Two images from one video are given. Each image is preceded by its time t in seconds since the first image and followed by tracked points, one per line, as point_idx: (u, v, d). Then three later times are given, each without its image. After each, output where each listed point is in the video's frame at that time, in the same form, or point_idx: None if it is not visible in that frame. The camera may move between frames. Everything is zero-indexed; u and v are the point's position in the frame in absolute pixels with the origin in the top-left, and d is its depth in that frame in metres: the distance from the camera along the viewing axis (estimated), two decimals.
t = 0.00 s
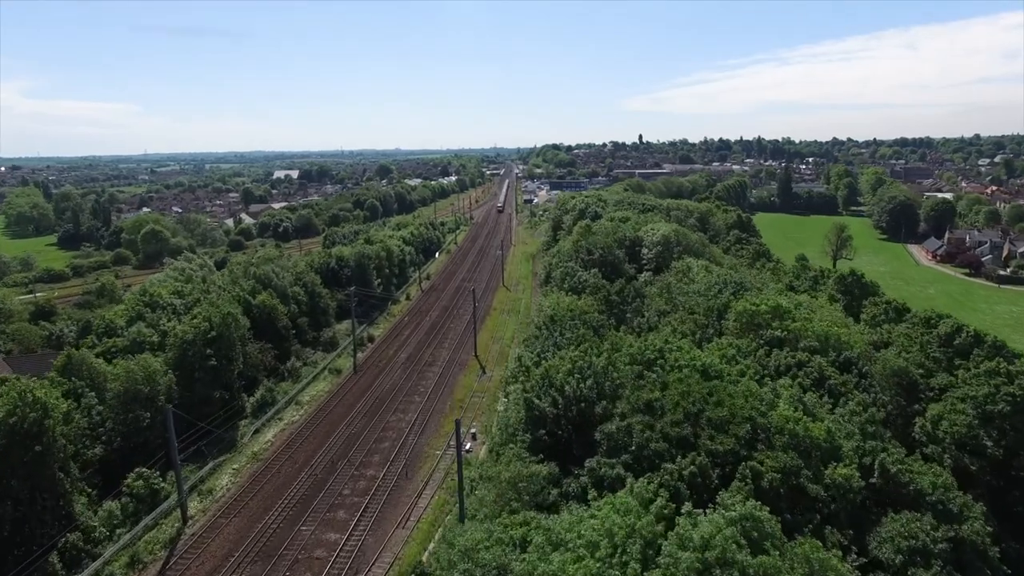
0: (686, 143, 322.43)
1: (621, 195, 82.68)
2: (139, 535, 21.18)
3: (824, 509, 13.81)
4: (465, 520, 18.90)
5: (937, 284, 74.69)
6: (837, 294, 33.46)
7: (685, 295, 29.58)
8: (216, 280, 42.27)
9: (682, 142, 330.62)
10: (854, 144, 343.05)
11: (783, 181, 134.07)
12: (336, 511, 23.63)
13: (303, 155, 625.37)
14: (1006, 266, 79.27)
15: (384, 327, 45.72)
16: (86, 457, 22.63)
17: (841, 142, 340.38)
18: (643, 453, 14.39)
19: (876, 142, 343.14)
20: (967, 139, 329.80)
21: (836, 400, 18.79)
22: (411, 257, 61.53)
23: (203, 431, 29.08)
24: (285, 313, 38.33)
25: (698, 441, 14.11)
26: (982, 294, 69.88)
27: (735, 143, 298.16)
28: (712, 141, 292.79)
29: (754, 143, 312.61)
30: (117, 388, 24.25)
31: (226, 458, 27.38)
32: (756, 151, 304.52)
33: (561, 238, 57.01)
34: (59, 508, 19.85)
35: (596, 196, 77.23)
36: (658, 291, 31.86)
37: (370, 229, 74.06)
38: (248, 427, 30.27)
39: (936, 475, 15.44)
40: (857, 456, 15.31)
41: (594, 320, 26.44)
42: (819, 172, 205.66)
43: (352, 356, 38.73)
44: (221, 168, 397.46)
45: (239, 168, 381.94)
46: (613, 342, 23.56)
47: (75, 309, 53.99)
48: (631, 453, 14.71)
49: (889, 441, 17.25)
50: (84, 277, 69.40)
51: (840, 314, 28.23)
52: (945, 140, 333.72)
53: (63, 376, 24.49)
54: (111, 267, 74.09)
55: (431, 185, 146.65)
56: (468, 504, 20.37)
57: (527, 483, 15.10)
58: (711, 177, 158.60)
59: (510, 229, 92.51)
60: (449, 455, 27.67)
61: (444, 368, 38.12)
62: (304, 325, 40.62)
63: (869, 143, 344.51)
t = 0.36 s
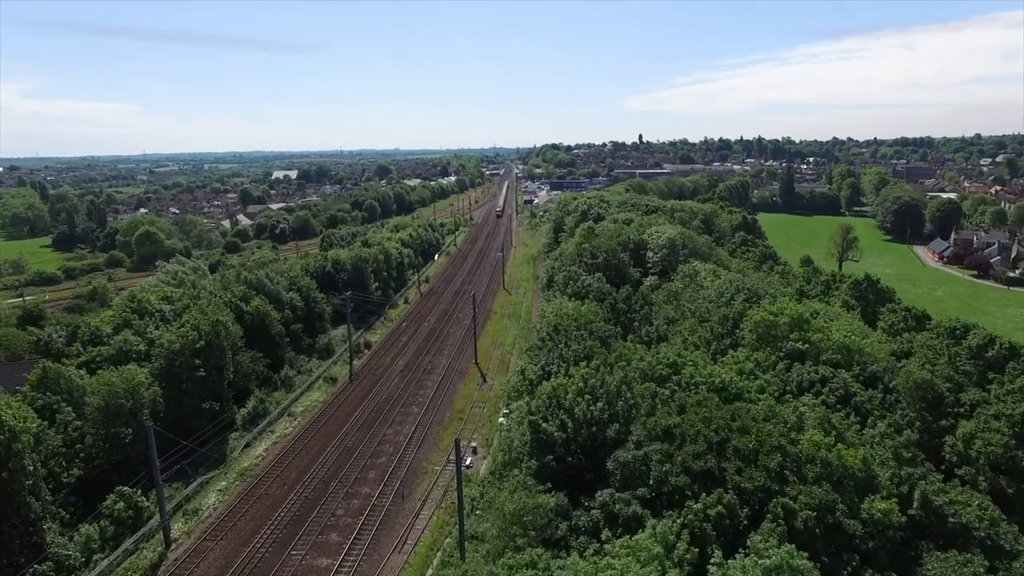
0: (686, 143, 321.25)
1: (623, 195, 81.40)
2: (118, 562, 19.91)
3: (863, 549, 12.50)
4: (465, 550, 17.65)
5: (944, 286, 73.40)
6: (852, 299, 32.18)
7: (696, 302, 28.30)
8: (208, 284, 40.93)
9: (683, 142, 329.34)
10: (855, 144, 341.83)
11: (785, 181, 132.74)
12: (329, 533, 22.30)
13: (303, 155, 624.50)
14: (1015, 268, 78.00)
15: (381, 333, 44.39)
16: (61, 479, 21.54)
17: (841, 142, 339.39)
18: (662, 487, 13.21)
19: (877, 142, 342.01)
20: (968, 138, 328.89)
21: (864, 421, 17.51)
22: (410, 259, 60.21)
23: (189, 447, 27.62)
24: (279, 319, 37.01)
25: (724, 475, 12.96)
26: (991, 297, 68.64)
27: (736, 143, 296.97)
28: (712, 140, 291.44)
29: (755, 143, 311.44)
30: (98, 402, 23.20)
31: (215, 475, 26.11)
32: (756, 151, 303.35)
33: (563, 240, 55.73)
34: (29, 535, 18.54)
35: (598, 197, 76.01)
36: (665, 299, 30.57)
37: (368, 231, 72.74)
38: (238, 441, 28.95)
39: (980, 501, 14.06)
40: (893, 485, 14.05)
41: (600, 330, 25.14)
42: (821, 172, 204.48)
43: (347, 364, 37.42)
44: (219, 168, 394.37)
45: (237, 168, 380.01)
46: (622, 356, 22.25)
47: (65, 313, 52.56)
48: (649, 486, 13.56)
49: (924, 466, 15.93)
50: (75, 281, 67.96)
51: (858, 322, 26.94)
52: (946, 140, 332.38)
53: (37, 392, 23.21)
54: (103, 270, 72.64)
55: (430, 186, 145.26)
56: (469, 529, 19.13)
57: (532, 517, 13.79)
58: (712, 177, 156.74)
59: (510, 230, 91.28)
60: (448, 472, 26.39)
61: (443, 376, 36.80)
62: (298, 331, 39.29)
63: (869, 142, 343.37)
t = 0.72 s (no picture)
0: (686, 143, 320.03)
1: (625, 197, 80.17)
2: None
3: None
4: None
5: (952, 288, 72.11)
6: (867, 305, 30.90)
7: (705, 310, 27.02)
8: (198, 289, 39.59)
9: (682, 142, 328.14)
10: (855, 144, 341.06)
11: (787, 181, 131.42)
12: (318, 558, 20.99)
13: (302, 154, 626.38)
14: None
15: (378, 339, 43.08)
16: (30, 502, 19.94)
17: (841, 142, 338.37)
18: (683, 530, 11.99)
19: (877, 142, 341.02)
20: (968, 138, 327.50)
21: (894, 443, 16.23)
22: (407, 262, 58.86)
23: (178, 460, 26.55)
24: (271, 326, 35.66)
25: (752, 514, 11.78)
26: (1000, 299, 67.38)
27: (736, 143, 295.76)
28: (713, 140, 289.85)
29: (755, 143, 310.32)
30: (75, 417, 22.15)
31: (200, 493, 24.80)
32: (756, 151, 302.20)
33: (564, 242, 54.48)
34: None
35: (599, 198, 74.72)
36: (673, 306, 29.26)
37: (365, 233, 71.44)
38: (226, 455, 27.66)
39: None
40: (936, 521, 12.75)
41: (606, 341, 23.87)
42: (822, 172, 203.28)
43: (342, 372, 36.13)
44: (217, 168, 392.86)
45: (235, 168, 378.49)
46: (631, 371, 20.97)
47: (53, 318, 51.12)
48: (667, 526, 12.35)
49: (965, 494, 14.62)
50: (66, 284, 66.52)
51: (876, 331, 25.63)
52: (947, 140, 331.44)
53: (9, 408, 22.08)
54: (96, 273, 71.21)
55: (429, 186, 143.94)
56: (468, 558, 17.86)
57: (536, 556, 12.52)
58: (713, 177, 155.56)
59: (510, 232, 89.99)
60: (446, 489, 25.11)
61: (442, 385, 35.49)
62: (291, 338, 37.96)
63: (869, 142, 342.41)
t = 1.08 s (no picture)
0: (686, 143, 318.94)
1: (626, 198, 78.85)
2: None
3: None
4: None
5: (960, 291, 70.87)
6: (882, 312, 29.61)
7: (714, 318, 25.75)
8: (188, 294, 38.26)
9: (683, 142, 326.89)
10: (856, 144, 339.56)
11: (789, 182, 130.10)
12: None
13: (301, 154, 625.62)
14: None
15: (374, 345, 41.80)
16: None
17: (841, 141, 337.46)
18: None
19: (877, 142, 340.04)
20: (970, 139, 325.40)
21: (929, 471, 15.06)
22: (405, 265, 57.57)
23: (160, 480, 25.31)
24: (262, 334, 34.39)
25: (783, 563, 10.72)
26: (1009, 302, 66.14)
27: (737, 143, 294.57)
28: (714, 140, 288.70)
29: (755, 143, 309.19)
30: (48, 434, 20.93)
31: (185, 512, 23.55)
32: (757, 151, 300.94)
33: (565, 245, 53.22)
34: None
35: (600, 199, 73.44)
36: (680, 315, 27.98)
37: (362, 234, 70.16)
38: (212, 471, 26.41)
39: None
40: (987, 565, 11.53)
41: (612, 352, 22.60)
42: (824, 172, 202.07)
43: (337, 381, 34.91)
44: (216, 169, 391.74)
45: (234, 168, 377.06)
46: (640, 386, 19.75)
47: (42, 323, 49.77)
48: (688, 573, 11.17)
49: (1009, 529, 13.41)
50: (57, 287, 65.15)
51: (895, 340, 24.41)
52: (948, 140, 330.59)
53: None
54: (88, 276, 69.88)
55: (428, 186, 142.61)
56: None
57: None
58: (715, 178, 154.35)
59: (510, 233, 88.72)
60: (443, 508, 23.88)
61: (440, 394, 34.22)
62: (283, 346, 36.65)
63: (870, 143, 341.34)
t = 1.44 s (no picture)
0: (686, 144, 317.76)
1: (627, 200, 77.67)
2: None
3: None
4: None
5: (966, 294, 69.69)
6: (897, 322, 28.41)
7: (723, 330, 24.53)
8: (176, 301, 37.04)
9: (683, 143, 325.66)
10: (856, 145, 338.41)
11: (790, 183, 128.84)
12: None
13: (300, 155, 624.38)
14: None
15: (370, 354, 40.64)
16: None
17: (841, 142, 336.51)
18: None
19: (877, 143, 338.92)
20: (971, 139, 324.38)
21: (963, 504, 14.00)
22: (402, 269, 56.32)
23: (140, 502, 24.11)
24: (252, 343, 33.17)
25: None
26: (1018, 306, 64.98)
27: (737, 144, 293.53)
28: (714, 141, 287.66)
29: (755, 144, 308.24)
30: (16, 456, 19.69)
31: (165, 535, 22.33)
32: (757, 152, 299.83)
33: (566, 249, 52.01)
34: None
35: (601, 201, 72.28)
36: (686, 325, 26.75)
37: (359, 237, 68.98)
38: (198, 489, 25.16)
39: None
40: None
41: (616, 368, 21.45)
42: (825, 174, 201.03)
43: (331, 392, 33.77)
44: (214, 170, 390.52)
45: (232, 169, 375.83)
46: (647, 406, 18.60)
47: (29, 329, 48.52)
48: None
49: None
50: (48, 291, 63.92)
51: (914, 353, 23.21)
52: (948, 141, 329.85)
53: None
54: (80, 279, 68.65)
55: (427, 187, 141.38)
56: None
57: None
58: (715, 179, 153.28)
59: (509, 235, 87.57)
60: (439, 530, 22.68)
61: (436, 406, 33.01)
62: (274, 355, 35.41)
63: (870, 143, 340.44)
